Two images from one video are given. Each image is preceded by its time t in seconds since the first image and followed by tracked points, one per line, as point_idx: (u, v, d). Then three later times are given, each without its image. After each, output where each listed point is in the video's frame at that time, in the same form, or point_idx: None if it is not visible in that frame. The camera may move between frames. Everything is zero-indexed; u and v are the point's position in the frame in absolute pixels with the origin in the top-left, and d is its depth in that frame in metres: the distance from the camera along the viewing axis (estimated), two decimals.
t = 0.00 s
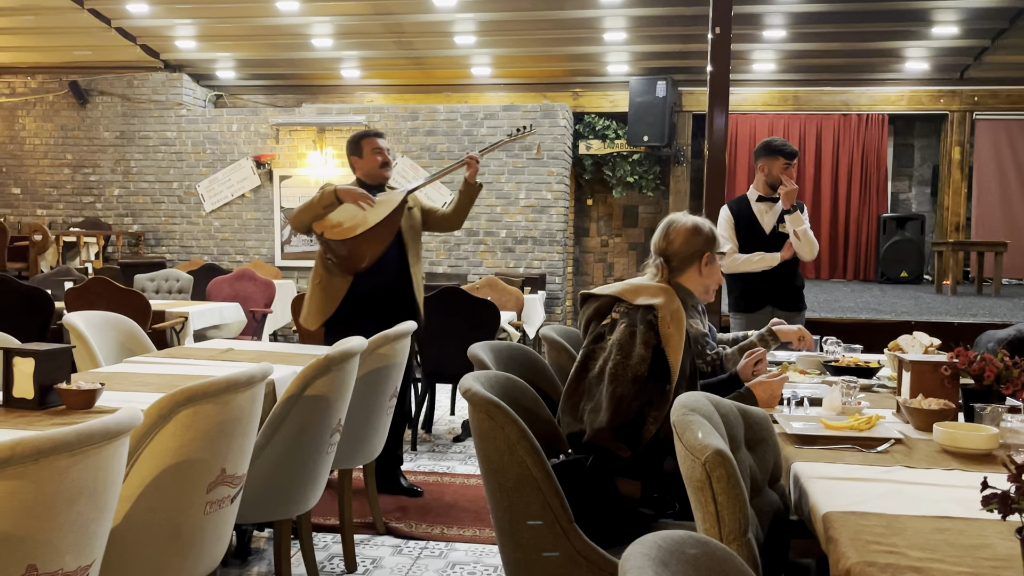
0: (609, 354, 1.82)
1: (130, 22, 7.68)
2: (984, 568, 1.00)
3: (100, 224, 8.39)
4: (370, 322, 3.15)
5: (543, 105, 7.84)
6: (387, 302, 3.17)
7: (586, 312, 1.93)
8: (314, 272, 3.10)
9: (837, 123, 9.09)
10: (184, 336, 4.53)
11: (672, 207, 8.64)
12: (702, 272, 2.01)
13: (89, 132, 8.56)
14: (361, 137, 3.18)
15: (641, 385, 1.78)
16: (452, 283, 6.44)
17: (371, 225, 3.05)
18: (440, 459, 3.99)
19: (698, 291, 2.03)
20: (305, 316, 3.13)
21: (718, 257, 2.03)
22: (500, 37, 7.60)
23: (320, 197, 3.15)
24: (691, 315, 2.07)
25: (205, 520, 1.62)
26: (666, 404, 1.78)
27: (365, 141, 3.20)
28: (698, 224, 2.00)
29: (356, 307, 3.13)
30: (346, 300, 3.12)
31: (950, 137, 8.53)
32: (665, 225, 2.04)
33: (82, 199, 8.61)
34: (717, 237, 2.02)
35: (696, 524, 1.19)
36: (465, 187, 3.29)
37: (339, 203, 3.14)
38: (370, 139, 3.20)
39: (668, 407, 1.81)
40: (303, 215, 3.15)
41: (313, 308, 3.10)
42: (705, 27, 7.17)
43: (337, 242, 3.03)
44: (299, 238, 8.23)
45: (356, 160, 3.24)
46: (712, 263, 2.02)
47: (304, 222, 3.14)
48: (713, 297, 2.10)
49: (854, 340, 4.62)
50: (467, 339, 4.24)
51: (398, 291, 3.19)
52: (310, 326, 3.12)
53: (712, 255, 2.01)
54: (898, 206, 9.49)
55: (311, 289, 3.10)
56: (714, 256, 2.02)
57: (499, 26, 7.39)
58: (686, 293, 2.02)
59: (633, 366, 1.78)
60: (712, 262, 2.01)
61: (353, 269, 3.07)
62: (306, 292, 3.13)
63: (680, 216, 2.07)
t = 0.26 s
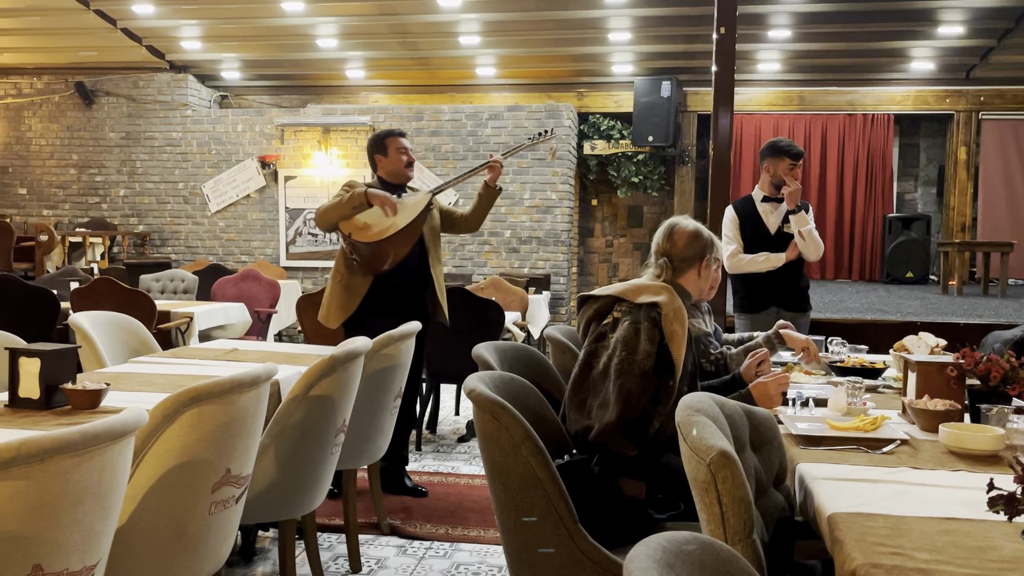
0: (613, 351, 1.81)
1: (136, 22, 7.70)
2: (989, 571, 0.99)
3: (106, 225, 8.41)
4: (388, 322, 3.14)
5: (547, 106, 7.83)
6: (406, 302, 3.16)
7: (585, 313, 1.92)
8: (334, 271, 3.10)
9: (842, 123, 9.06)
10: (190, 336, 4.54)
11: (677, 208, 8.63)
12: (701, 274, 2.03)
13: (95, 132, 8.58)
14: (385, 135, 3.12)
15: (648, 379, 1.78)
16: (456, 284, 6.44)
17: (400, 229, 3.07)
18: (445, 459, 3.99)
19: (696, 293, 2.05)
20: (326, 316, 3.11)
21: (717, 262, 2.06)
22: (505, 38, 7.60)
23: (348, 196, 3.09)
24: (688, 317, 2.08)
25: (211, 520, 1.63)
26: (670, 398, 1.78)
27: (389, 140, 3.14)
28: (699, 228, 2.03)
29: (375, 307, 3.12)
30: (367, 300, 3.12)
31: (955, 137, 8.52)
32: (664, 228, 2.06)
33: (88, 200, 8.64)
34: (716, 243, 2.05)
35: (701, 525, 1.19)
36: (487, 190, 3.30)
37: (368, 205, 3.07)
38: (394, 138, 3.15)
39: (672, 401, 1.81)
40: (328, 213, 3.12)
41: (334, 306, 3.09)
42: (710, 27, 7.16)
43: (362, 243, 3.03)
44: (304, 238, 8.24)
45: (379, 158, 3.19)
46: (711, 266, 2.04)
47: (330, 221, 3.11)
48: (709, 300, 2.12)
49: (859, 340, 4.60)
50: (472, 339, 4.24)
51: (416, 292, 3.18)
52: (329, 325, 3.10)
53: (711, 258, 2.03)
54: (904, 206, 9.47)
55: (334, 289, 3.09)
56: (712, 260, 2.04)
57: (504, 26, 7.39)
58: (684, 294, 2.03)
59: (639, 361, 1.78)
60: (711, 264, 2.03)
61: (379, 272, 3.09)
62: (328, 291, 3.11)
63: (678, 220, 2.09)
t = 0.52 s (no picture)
0: (620, 348, 1.80)
1: (142, 23, 7.72)
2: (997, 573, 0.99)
3: (112, 225, 8.43)
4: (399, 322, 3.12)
5: (552, 106, 7.83)
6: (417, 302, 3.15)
7: (591, 313, 1.92)
8: (347, 271, 3.07)
9: (848, 123, 9.04)
10: (196, 336, 4.54)
11: (683, 208, 8.62)
12: (706, 275, 2.03)
13: (101, 133, 8.60)
14: (399, 134, 3.10)
15: (655, 375, 1.77)
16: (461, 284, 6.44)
17: (421, 230, 3.05)
18: (450, 460, 3.99)
19: (700, 294, 2.05)
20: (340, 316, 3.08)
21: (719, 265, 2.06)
22: (511, 38, 7.60)
23: (368, 197, 3.07)
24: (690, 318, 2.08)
25: (216, 520, 1.63)
26: (676, 393, 1.77)
27: (402, 139, 3.12)
28: (704, 230, 2.03)
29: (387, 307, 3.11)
30: (381, 300, 3.10)
31: (962, 137, 8.48)
32: (668, 230, 2.06)
33: (94, 200, 8.66)
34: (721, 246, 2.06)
35: (707, 526, 1.18)
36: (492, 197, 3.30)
37: (388, 206, 3.06)
38: (407, 137, 3.13)
39: (678, 396, 1.80)
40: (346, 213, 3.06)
41: (348, 307, 3.06)
42: (716, 27, 7.15)
43: (383, 244, 2.99)
44: (310, 239, 8.24)
45: (392, 157, 3.16)
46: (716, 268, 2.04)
47: (349, 221, 3.05)
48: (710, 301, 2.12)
49: (865, 340, 4.59)
50: (477, 339, 4.24)
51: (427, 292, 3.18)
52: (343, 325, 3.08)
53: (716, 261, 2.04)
54: (910, 206, 9.44)
55: (350, 289, 3.06)
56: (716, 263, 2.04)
57: (510, 27, 7.39)
58: (690, 294, 2.03)
59: (647, 357, 1.77)
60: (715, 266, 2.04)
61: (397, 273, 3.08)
62: (341, 291, 3.08)
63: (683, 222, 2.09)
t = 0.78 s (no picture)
0: (626, 349, 1.80)
1: (147, 25, 7.75)
2: None
3: (117, 226, 8.44)
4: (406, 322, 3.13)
5: (557, 106, 7.82)
6: (423, 303, 3.15)
7: (597, 314, 1.91)
8: (357, 274, 3.06)
9: (854, 124, 9.01)
10: (200, 337, 4.55)
11: (687, 209, 8.62)
12: (712, 276, 2.03)
13: (106, 134, 8.62)
14: (404, 134, 3.11)
15: (660, 375, 1.77)
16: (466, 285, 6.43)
17: (435, 233, 3.03)
18: (454, 461, 3.99)
19: (704, 296, 2.04)
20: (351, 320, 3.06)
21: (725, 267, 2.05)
22: (515, 38, 7.59)
23: (382, 199, 3.02)
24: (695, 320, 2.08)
25: (220, 521, 1.63)
26: (681, 393, 1.77)
27: (407, 139, 3.13)
28: (710, 233, 2.02)
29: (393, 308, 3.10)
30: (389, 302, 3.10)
31: (968, 137, 8.46)
32: (673, 234, 2.06)
33: (100, 201, 8.68)
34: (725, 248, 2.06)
35: (713, 528, 1.18)
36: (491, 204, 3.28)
37: (404, 208, 3.01)
38: (412, 137, 3.14)
39: (683, 396, 1.79)
40: (360, 215, 3.02)
41: (359, 311, 3.05)
42: (720, 28, 7.14)
43: (400, 247, 2.96)
44: (314, 239, 8.24)
45: (397, 157, 3.15)
46: (720, 270, 2.04)
47: (363, 223, 3.01)
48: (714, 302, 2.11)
49: (871, 342, 4.57)
50: (481, 340, 4.24)
51: (434, 293, 3.17)
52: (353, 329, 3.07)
53: (720, 262, 2.03)
54: (916, 207, 9.42)
55: (361, 293, 3.05)
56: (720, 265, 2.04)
57: (514, 28, 7.39)
58: (696, 296, 2.03)
59: (652, 357, 1.76)
60: (720, 268, 2.04)
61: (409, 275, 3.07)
62: (351, 294, 3.06)
63: (688, 224, 2.08)
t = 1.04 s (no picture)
0: (631, 351, 1.80)
1: (153, 26, 7.77)
2: None
3: (123, 227, 8.46)
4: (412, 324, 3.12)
5: (562, 108, 7.82)
6: (429, 303, 3.14)
7: (602, 315, 1.90)
8: (366, 277, 3.03)
9: (859, 125, 8.99)
10: (206, 339, 4.56)
11: (693, 210, 8.61)
12: (718, 278, 2.02)
13: (112, 135, 8.64)
14: (404, 132, 3.09)
15: (667, 378, 1.76)
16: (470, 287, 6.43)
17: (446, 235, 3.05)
18: (459, 462, 3.99)
19: (711, 298, 2.04)
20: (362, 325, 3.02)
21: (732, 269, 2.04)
22: (520, 40, 7.60)
23: (395, 198, 2.95)
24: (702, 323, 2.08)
25: (226, 522, 1.63)
26: (687, 396, 1.78)
27: (407, 137, 3.11)
28: (717, 236, 2.02)
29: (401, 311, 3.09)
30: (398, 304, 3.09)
31: (974, 139, 8.44)
32: (680, 235, 2.06)
33: (106, 203, 8.70)
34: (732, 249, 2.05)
35: (720, 531, 1.17)
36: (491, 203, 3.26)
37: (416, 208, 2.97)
38: (412, 134, 3.12)
39: (689, 399, 1.80)
40: (371, 217, 2.95)
41: (369, 314, 3.02)
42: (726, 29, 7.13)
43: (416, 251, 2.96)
44: (319, 241, 8.24)
45: (398, 157, 3.15)
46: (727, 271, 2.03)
47: (376, 223, 2.95)
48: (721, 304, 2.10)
49: (877, 343, 4.56)
50: (487, 341, 4.23)
51: (440, 294, 3.17)
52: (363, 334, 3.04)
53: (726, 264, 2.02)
54: (922, 208, 9.40)
55: (372, 297, 3.02)
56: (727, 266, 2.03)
57: (519, 29, 7.40)
58: (702, 298, 2.02)
59: (658, 359, 1.76)
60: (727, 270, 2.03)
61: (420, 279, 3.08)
62: (360, 297, 3.03)
63: (694, 225, 2.08)
